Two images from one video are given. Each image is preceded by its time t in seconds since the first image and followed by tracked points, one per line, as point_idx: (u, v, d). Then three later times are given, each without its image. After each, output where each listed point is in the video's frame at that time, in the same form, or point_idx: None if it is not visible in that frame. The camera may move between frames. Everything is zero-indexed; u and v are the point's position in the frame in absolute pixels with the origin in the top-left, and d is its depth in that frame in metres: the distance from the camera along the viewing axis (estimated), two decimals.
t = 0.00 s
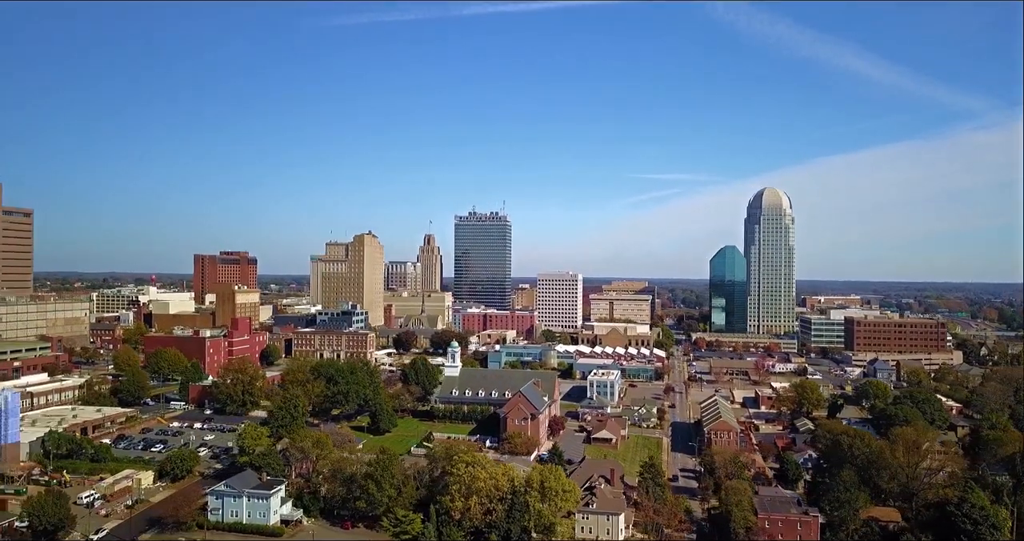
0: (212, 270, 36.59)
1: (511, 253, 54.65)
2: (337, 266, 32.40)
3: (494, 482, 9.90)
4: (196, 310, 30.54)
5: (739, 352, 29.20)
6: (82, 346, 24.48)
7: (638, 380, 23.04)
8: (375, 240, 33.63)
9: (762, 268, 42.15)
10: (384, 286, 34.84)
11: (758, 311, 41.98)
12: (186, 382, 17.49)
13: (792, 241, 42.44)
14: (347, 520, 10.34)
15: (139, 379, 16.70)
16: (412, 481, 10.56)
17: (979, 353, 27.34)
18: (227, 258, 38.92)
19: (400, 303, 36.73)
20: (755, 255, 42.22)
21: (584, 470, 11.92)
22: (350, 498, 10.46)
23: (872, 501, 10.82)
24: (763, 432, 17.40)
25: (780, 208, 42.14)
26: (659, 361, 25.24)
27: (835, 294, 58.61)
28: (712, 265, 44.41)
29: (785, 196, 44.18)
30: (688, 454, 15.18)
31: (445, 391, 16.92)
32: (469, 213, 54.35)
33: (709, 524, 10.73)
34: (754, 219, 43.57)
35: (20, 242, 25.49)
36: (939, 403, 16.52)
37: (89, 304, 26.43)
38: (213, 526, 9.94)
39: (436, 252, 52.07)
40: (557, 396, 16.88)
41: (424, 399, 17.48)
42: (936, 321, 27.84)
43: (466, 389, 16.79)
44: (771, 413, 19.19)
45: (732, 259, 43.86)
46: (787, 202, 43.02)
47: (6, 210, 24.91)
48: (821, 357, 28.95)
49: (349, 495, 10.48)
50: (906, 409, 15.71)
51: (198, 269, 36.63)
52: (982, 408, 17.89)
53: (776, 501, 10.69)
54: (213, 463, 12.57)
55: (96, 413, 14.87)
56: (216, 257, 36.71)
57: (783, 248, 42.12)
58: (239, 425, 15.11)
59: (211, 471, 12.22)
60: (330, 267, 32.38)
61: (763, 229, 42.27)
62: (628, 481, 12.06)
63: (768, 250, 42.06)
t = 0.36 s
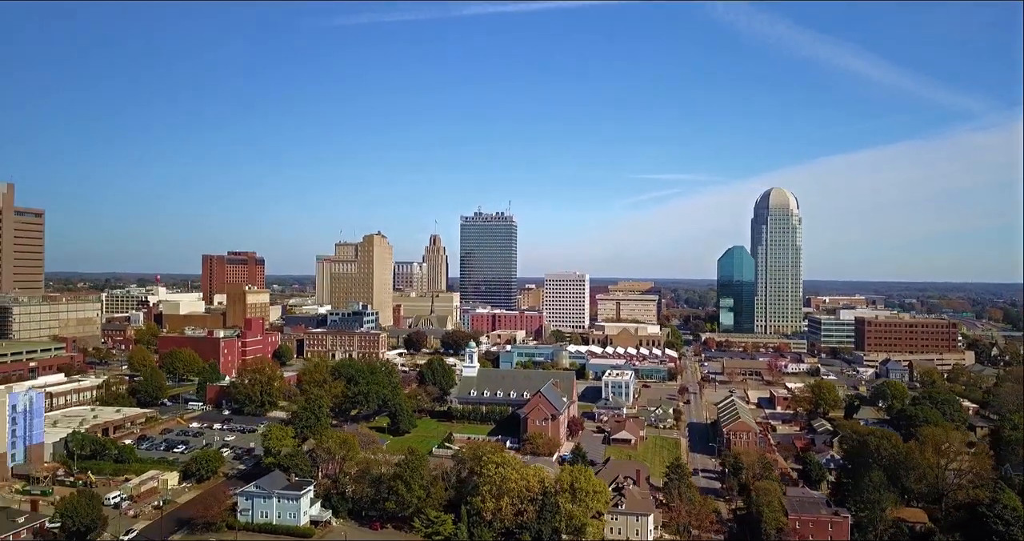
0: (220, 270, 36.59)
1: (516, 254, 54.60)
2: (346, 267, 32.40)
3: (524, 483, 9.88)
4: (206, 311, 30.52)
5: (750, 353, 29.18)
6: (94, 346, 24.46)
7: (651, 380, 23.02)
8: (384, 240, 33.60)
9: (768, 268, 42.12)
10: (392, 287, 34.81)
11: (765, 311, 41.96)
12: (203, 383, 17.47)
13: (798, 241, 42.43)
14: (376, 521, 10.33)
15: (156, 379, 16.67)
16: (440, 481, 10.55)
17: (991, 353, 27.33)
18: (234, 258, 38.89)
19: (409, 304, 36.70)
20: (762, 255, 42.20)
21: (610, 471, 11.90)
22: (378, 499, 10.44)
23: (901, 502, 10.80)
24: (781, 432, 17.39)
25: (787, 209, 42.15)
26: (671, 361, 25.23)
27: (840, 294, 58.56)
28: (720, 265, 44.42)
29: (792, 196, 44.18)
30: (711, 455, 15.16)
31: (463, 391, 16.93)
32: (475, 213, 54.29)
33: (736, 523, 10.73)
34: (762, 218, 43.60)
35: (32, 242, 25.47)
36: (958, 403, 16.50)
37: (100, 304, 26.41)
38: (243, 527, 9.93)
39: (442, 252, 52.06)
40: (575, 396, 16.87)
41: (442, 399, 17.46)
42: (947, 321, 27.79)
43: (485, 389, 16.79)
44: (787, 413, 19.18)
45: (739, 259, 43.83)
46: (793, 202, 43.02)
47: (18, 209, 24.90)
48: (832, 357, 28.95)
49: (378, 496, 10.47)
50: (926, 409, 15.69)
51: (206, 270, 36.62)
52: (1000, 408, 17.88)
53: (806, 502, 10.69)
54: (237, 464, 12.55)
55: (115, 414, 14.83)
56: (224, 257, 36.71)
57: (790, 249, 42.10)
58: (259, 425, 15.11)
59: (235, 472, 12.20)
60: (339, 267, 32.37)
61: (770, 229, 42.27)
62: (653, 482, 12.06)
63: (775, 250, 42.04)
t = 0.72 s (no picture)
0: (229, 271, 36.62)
1: (522, 254, 54.59)
2: (356, 267, 32.42)
3: (556, 483, 9.88)
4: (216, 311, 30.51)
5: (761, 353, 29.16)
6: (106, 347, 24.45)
7: (664, 381, 22.99)
8: (394, 241, 33.61)
9: (776, 269, 42.07)
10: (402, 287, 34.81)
11: (772, 311, 41.92)
12: (220, 383, 17.45)
13: (806, 242, 42.41)
14: (404, 522, 10.33)
15: (174, 379, 16.66)
16: (469, 482, 10.55)
17: (1003, 353, 27.31)
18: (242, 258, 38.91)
19: (417, 304, 36.68)
20: (769, 255, 42.17)
21: (636, 471, 11.89)
22: (407, 499, 10.42)
23: (929, 502, 10.77)
24: (799, 432, 17.36)
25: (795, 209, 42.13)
26: (683, 362, 25.19)
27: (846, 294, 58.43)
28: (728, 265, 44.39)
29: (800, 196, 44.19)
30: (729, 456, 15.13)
31: (482, 391, 16.90)
32: (481, 213, 54.33)
33: (763, 520, 10.75)
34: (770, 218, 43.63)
35: (45, 242, 25.46)
36: (978, 403, 16.47)
37: (112, 304, 26.42)
38: (273, 527, 9.92)
39: (448, 253, 52.07)
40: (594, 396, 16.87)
41: (460, 399, 17.45)
42: (959, 321, 27.70)
43: (503, 389, 16.75)
44: (804, 413, 19.15)
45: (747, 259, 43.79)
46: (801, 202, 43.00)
47: (31, 209, 24.91)
48: (843, 358, 28.94)
49: (407, 497, 10.44)
50: (946, 409, 15.68)
51: (214, 270, 36.66)
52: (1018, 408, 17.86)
53: (835, 503, 10.68)
54: (261, 464, 12.53)
55: (136, 414, 14.82)
56: (233, 257, 36.74)
57: (797, 249, 42.06)
58: (280, 426, 15.11)
59: (260, 472, 12.18)
60: (349, 267, 32.38)
61: (777, 230, 42.26)
62: (678, 483, 12.05)
63: (782, 250, 42.00)
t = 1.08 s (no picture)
0: (238, 272, 36.66)
1: (528, 254, 54.59)
2: (366, 267, 32.42)
3: (586, 484, 9.87)
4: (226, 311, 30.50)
5: (772, 353, 29.14)
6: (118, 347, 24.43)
7: (677, 381, 22.96)
8: (403, 241, 33.61)
9: (783, 269, 42.07)
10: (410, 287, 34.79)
11: (779, 312, 41.89)
12: (237, 383, 17.43)
13: (813, 242, 42.42)
14: (433, 523, 10.32)
15: (192, 380, 16.64)
16: (498, 483, 10.53)
17: (1014, 354, 27.31)
18: (250, 259, 38.93)
19: (426, 305, 36.65)
20: (776, 256, 42.17)
21: (661, 472, 11.86)
22: (435, 500, 10.39)
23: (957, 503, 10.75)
24: (816, 432, 17.31)
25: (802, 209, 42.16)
26: (696, 363, 25.15)
27: (852, 295, 58.37)
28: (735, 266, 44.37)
29: (807, 197, 44.22)
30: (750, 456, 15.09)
31: (500, 392, 16.88)
32: (487, 213, 54.35)
33: (791, 520, 10.74)
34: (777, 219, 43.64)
35: (57, 243, 25.45)
36: (996, 404, 16.47)
37: (123, 305, 26.42)
38: (303, 528, 9.91)
39: (454, 253, 52.11)
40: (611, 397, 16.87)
41: (478, 400, 17.43)
42: (970, 321, 27.67)
43: (521, 390, 16.72)
44: (820, 414, 19.13)
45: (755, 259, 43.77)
46: (808, 203, 43.08)
47: (43, 210, 24.91)
48: (854, 358, 28.92)
49: (435, 497, 10.41)
50: (966, 409, 15.68)
51: (223, 270, 36.71)
52: None
53: (864, 504, 10.67)
54: (284, 465, 12.50)
55: (156, 414, 14.79)
56: (241, 258, 36.77)
57: (804, 249, 42.06)
58: (300, 427, 15.10)
59: (284, 473, 12.15)
60: (358, 268, 32.38)
61: (784, 230, 42.29)
62: (704, 483, 12.02)
63: (790, 251, 42.01)
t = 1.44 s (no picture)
0: (246, 272, 36.75)
1: (534, 254, 54.58)
2: (376, 268, 32.42)
3: (619, 485, 9.85)
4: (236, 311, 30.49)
5: (783, 354, 29.13)
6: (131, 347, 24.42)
7: (691, 382, 22.93)
8: (413, 242, 33.63)
9: (791, 270, 42.07)
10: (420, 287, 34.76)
11: (787, 313, 41.78)
12: (255, 384, 17.42)
13: (821, 243, 42.46)
14: (463, 523, 10.31)
15: (211, 380, 16.64)
16: (528, 484, 10.51)
17: None
18: (259, 259, 38.92)
19: (435, 305, 36.65)
20: (784, 256, 42.18)
21: (688, 472, 11.84)
22: (465, 501, 10.38)
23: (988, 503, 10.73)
24: (835, 433, 17.28)
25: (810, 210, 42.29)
26: (709, 364, 25.12)
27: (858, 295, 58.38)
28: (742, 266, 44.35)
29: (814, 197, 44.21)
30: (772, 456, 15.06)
31: (518, 393, 16.86)
32: (493, 214, 54.37)
33: (820, 520, 10.72)
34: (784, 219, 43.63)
35: (69, 243, 25.43)
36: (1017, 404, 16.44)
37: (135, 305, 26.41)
38: (334, 529, 9.91)
39: (460, 254, 52.15)
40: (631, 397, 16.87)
41: (496, 400, 17.41)
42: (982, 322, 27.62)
43: (540, 391, 16.69)
44: (836, 414, 19.11)
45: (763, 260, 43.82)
46: (815, 204, 43.24)
47: (55, 210, 24.90)
48: (865, 359, 28.93)
49: (466, 498, 10.39)
50: (986, 409, 15.67)
51: (231, 271, 36.80)
52: None
53: (894, 505, 10.67)
54: (309, 466, 12.49)
55: (177, 415, 14.78)
56: (250, 258, 36.83)
57: (812, 250, 42.08)
58: (321, 428, 15.10)
59: (309, 474, 12.15)
60: (369, 268, 32.39)
61: (792, 231, 42.37)
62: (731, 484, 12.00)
63: (798, 252, 42.03)
